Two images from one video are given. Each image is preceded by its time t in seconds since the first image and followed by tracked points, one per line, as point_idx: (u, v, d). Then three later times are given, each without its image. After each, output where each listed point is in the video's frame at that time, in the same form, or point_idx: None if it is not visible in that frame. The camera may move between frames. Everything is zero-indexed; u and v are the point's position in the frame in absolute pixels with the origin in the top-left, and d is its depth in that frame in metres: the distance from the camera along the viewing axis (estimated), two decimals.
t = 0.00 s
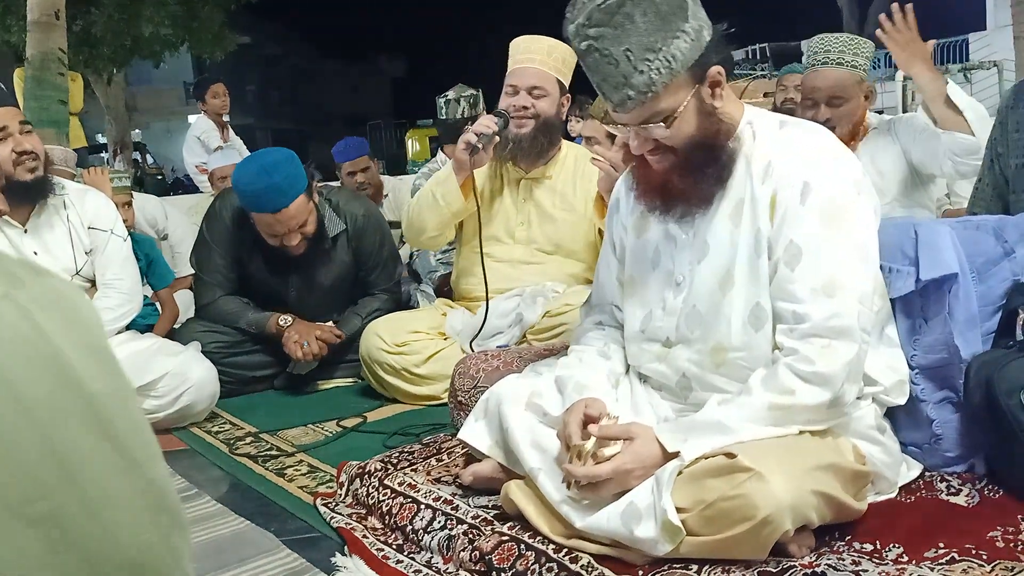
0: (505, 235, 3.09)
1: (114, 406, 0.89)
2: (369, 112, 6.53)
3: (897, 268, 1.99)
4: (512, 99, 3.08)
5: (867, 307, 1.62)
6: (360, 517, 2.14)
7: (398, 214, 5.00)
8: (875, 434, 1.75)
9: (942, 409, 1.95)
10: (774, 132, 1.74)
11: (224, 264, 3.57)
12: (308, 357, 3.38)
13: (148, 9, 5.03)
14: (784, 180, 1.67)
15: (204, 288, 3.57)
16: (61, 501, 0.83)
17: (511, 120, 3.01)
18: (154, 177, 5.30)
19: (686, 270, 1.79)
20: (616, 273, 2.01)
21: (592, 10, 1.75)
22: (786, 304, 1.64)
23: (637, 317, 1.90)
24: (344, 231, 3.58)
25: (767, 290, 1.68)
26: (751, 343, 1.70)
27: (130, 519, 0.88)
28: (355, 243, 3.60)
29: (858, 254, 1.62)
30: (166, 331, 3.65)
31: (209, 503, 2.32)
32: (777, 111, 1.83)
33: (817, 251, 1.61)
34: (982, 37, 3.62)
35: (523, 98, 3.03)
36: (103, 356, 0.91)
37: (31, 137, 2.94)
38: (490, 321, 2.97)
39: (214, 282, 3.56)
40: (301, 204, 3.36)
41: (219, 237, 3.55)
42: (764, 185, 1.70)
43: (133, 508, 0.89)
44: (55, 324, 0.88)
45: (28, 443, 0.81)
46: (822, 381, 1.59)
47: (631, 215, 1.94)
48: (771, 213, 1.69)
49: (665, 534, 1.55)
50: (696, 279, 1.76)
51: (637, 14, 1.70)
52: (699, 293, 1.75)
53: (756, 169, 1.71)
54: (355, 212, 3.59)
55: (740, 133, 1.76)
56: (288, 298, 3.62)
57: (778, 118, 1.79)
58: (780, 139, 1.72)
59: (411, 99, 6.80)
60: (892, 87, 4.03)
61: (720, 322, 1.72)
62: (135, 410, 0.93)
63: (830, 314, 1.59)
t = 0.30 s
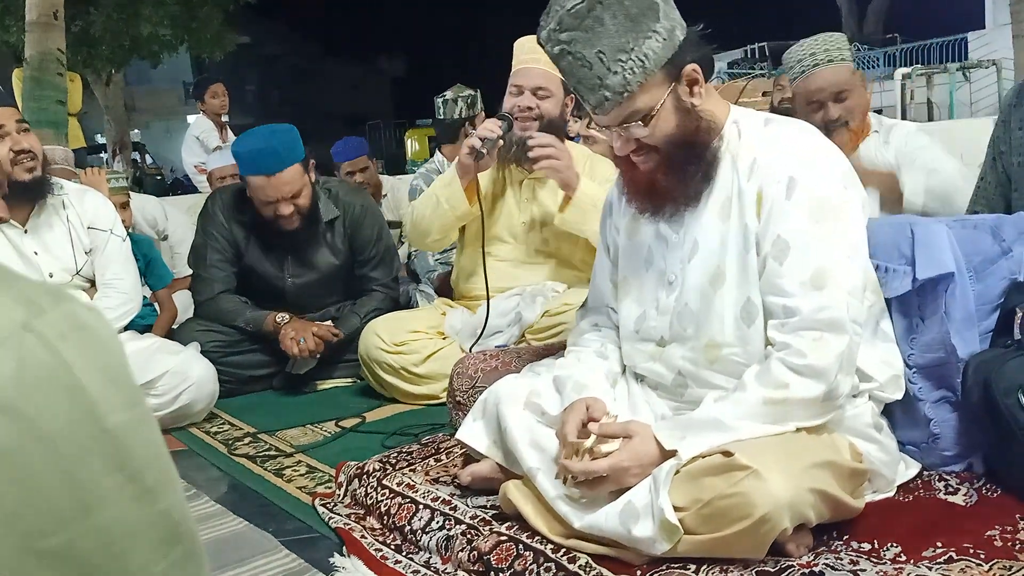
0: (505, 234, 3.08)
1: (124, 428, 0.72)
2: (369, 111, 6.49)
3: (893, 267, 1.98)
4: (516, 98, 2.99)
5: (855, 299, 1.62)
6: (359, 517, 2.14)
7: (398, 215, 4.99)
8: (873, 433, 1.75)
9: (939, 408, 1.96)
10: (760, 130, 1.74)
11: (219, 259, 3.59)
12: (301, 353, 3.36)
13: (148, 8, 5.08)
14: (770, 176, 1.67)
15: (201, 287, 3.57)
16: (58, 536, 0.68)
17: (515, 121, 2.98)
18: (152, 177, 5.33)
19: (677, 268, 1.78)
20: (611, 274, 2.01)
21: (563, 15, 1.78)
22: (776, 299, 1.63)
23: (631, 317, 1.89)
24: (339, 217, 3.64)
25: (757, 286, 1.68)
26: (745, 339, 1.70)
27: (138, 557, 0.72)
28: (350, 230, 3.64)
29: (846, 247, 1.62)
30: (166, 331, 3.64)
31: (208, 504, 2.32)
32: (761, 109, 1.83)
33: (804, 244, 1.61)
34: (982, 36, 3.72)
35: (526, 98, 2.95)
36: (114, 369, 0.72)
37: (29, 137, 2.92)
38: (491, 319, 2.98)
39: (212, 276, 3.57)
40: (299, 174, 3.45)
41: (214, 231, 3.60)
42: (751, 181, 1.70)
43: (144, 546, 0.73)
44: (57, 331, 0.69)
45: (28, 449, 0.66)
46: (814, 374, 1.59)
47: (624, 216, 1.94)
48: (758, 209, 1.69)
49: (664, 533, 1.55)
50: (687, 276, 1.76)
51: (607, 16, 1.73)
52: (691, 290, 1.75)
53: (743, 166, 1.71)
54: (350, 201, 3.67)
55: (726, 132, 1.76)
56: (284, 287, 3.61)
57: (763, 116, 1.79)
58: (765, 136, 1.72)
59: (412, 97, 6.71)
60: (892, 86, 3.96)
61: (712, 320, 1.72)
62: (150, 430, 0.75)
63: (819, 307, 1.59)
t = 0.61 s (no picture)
0: (503, 232, 3.08)
1: (121, 423, 0.66)
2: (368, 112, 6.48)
3: (893, 268, 1.98)
4: (510, 101, 3.07)
5: (860, 304, 1.62)
6: (359, 518, 2.14)
7: (396, 216, 4.99)
8: (873, 433, 1.75)
9: (938, 408, 1.96)
10: (766, 132, 1.75)
11: (218, 255, 3.60)
12: (303, 348, 3.35)
13: (146, 9, 5.05)
14: (776, 179, 1.68)
15: (202, 280, 3.57)
16: (57, 540, 0.62)
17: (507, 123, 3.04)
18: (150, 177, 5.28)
19: (680, 269, 1.78)
20: (611, 273, 2.02)
21: (572, 14, 1.78)
22: (780, 302, 1.64)
23: (632, 318, 1.90)
24: (334, 207, 3.67)
25: (761, 290, 1.68)
26: (746, 342, 1.71)
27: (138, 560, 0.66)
28: (347, 221, 3.66)
29: (850, 250, 1.62)
30: (163, 333, 3.64)
31: (208, 505, 2.32)
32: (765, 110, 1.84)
33: (810, 248, 1.62)
34: (980, 36, 3.85)
35: (519, 101, 3.03)
36: (110, 365, 0.68)
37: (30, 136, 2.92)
38: (489, 320, 2.96)
39: (212, 272, 3.58)
40: (298, 147, 3.58)
41: (213, 227, 3.61)
42: (756, 184, 1.70)
43: (145, 551, 0.67)
44: (52, 328, 0.65)
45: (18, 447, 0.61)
46: (816, 379, 1.59)
47: (626, 216, 1.95)
48: (763, 212, 1.69)
49: (664, 534, 1.55)
50: (689, 278, 1.76)
51: (616, 16, 1.73)
52: (693, 291, 1.75)
53: (748, 169, 1.72)
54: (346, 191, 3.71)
55: (731, 133, 1.77)
56: (282, 272, 3.63)
57: (769, 118, 1.79)
58: (772, 138, 1.73)
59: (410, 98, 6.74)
60: (889, 87, 4.16)
61: (714, 322, 1.73)
62: (149, 429, 0.70)
63: (824, 311, 1.60)
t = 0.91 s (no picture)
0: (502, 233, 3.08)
1: (88, 398, 0.74)
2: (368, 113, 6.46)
3: (894, 269, 1.98)
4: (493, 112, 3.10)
5: (871, 316, 1.63)
6: (359, 519, 2.14)
7: (395, 217, 4.98)
8: (873, 435, 1.76)
9: (938, 410, 1.95)
10: (782, 137, 1.75)
11: (219, 256, 3.60)
12: (315, 344, 3.34)
13: (146, 10, 5.03)
14: (792, 187, 1.68)
15: (202, 280, 3.57)
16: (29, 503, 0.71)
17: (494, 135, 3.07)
18: (149, 179, 5.19)
19: (687, 272, 1.79)
20: (614, 272, 2.03)
21: (604, 10, 1.73)
22: (790, 311, 1.64)
23: (638, 319, 1.91)
24: (335, 209, 3.67)
25: (771, 297, 1.69)
26: (751, 348, 1.71)
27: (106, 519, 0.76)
28: (346, 222, 3.66)
29: (862, 261, 1.63)
30: (163, 334, 3.64)
31: (207, 506, 2.32)
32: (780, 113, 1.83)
33: (824, 258, 1.62)
34: (978, 37, 3.91)
35: (502, 113, 3.05)
36: (72, 340, 0.75)
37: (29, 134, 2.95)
38: (488, 322, 2.94)
39: (212, 272, 3.58)
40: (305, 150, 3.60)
41: (214, 227, 3.61)
42: (771, 190, 1.70)
43: (106, 504, 0.76)
44: (18, 307, 0.72)
45: None
46: (823, 391, 1.60)
47: (632, 214, 1.95)
48: (776, 219, 1.69)
49: (665, 535, 1.55)
50: (696, 281, 1.76)
51: (649, 15, 1.70)
52: (700, 295, 1.75)
53: (764, 174, 1.72)
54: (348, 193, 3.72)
55: (748, 135, 1.76)
56: (282, 270, 3.62)
57: (786, 123, 1.79)
58: (788, 145, 1.73)
59: (408, 99, 6.74)
60: (888, 88, 4.07)
61: (721, 326, 1.73)
62: (109, 398, 0.77)
63: (836, 322, 1.60)
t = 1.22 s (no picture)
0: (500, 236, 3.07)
1: (45, 370, 0.75)
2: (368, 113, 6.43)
3: (895, 270, 1.97)
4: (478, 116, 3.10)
5: (875, 321, 1.63)
6: (358, 520, 2.14)
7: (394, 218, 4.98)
8: (873, 436, 1.76)
9: (938, 410, 1.95)
10: (789, 138, 1.75)
11: (218, 262, 3.58)
12: (309, 350, 3.32)
13: (145, 11, 5.12)
14: (799, 189, 1.67)
15: (199, 286, 3.55)
16: None
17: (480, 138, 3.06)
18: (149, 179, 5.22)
19: (690, 272, 1.79)
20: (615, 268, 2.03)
21: (622, 8, 1.71)
22: (794, 314, 1.64)
23: (639, 318, 1.91)
24: (338, 218, 3.65)
25: (774, 300, 1.69)
26: (752, 351, 1.71)
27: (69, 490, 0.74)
28: (348, 229, 3.66)
29: (867, 266, 1.63)
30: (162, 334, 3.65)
31: (205, 506, 2.32)
32: (789, 114, 1.83)
33: (829, 262, 1.62)
34: (977, 38, 3.98)
35: (487, 115, 3.05)
36: (27, 319, 0.76)
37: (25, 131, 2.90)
38: (485, 323, 2.95)
39: (210, 278, 3.56)
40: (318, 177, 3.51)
41: (214, 229, 3.59)
42: (778, 192, 1.70)
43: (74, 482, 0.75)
44: None
45: None
46: (826, 396, 1.60)
47: (636, 212, 1.95)
48: (782, 222, 1.69)
49: (664, 535, 1.55)
50: (700, 281, 1.76)
51: (667, 14, 1.68)
52: (703, 297, 1.75)
53: (771, 175, 1.71)
54: (351, 202, 3.70)
55: (755, 137, 1.76)
56: (281, 283, 3.62)
57: (793, 123, 1.79)
58: (796, 146, 1.73)
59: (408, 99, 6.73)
60: (887, 88, 4.06)
61: (723, 327, 1.72)
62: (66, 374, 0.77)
63: (840, 327, 1.60)
